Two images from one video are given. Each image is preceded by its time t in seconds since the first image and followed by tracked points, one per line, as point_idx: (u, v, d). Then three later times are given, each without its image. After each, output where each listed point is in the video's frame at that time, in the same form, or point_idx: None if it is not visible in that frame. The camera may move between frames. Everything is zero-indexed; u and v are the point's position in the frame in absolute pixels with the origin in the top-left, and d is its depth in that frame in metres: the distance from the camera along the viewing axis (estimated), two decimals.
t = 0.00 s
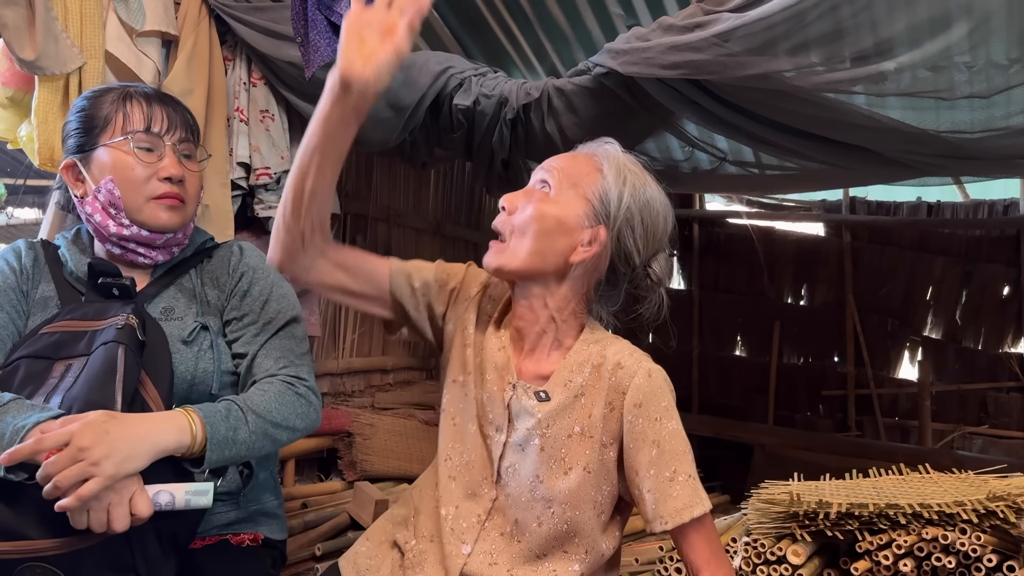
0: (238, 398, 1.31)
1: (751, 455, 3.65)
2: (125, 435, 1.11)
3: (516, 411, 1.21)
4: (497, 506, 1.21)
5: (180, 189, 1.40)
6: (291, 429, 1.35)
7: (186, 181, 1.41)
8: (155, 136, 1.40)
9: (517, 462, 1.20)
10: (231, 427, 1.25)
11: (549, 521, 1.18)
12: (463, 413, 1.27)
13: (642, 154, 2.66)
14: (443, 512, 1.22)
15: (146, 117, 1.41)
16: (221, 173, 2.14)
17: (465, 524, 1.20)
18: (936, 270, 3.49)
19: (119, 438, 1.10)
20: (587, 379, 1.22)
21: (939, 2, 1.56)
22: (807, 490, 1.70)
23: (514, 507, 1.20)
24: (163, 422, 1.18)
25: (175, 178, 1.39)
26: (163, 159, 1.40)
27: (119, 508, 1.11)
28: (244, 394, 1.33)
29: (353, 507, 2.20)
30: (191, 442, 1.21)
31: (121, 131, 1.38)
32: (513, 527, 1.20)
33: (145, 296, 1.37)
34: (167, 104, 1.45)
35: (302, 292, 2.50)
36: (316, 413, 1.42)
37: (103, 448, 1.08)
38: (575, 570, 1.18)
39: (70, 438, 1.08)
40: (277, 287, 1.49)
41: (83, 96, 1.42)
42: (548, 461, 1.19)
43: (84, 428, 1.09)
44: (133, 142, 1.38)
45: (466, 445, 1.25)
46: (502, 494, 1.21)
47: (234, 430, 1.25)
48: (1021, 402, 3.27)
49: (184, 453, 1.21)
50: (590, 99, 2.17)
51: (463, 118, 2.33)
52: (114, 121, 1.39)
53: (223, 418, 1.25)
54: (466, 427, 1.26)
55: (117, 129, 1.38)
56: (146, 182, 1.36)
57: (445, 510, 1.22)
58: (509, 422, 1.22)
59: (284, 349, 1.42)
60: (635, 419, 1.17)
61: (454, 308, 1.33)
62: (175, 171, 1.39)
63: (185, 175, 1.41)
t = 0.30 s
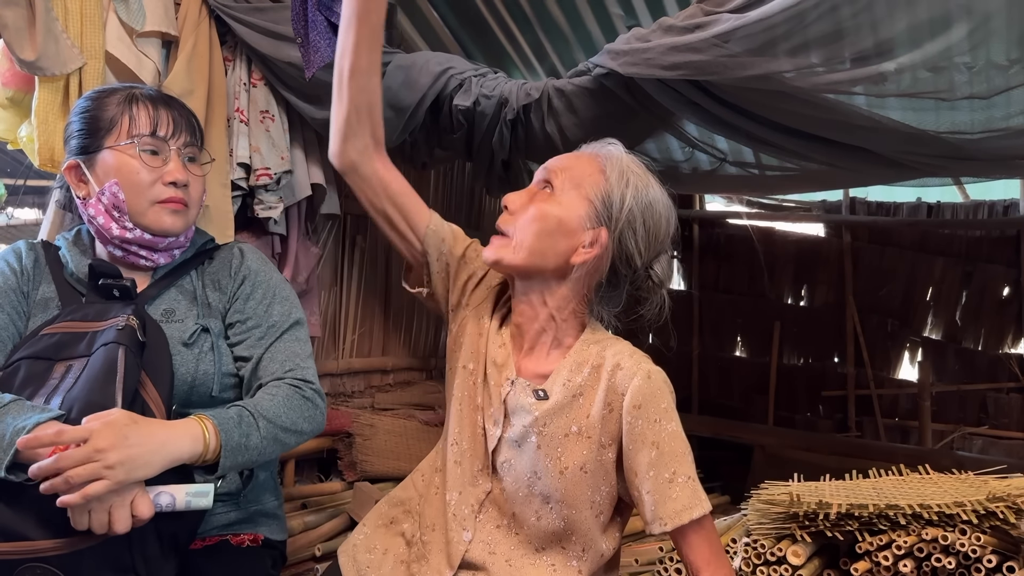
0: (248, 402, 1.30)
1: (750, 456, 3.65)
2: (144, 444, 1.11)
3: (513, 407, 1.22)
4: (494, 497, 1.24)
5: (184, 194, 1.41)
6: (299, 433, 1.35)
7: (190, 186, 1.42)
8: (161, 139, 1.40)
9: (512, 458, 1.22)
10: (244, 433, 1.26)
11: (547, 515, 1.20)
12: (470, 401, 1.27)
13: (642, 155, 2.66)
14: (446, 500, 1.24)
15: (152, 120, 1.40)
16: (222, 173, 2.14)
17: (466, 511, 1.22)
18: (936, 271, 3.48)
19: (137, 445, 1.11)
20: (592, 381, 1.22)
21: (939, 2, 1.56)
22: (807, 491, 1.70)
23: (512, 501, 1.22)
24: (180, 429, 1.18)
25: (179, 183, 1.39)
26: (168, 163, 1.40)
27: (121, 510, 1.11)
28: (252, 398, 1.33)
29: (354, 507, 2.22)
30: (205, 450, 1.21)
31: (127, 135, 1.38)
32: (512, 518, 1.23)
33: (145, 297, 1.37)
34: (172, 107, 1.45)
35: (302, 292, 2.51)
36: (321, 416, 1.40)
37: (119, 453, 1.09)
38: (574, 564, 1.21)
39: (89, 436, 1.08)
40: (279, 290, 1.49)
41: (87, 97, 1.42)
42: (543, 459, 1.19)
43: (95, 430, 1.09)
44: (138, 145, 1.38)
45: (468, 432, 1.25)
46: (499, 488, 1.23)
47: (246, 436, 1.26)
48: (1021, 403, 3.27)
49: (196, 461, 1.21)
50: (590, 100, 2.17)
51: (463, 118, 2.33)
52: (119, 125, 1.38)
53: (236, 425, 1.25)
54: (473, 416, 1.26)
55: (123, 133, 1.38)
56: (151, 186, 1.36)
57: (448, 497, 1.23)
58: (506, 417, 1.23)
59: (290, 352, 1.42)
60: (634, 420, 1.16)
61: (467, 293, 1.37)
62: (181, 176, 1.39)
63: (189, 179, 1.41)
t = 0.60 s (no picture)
0: (246, 407, 1.31)
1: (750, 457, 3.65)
2: (142, 448, 1.11)
3: (526, 405, 1.23)
4: (501, 494, 1.25)
5: (184, 196, 1.41)
6: (297, 437, 1.35)
7: (191, 188, 1.42)
8: (162, 141, 1.40)
9: (523, 455, 1.23)
10: (240, 438, 1.26)
11: (553, 514, 1.21)
12: (483, 397, 1.29)
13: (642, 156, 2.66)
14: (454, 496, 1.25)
15: (152, 122, 1.40)
16: (223, 174, 2.14)
17: (473, 506, 1.23)
18: (936, 271, 3.48)
19: (136, 451, 1.11)
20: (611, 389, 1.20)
21: (939, 3, 1.56)
22: (807, 492, 1.70)
23: (519, 500, 1.23)
24: (178, 434, 1.18)
25: (179, 186, 1.39)
26: (168, 165, 1.40)
27: (119, 514, 1.11)
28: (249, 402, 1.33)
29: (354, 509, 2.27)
30: (201, 455, 1.21)
31: (127, 137, 1.38)
32: (515, 515, 1.24)
33: (145, 299, 1.37)
34: (172, 109, 1.45)
35: (302, 293, 2.50)
36: (319, 419, 1.40)
37: (119, 458, 1.08)
38: (577, 566, 1.21)
39: (89, 441, 1.08)
40: (279, 292, 1.49)
41: (87, 98, 1.42)
42: (552, 458, 1.20)
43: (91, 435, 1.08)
44: (138, 147, 1.38)
45: (479, 429, 1.27)
46: (505, 484, 1.25)
47: (243, 441, 1.26)
48: (1021, 404, 3.27)
49: (193, 465, 1.21)
50: (590, 101, 2.17)
51: (463, 119, 2.33)
52: (120, 127, 1.38)
53: (233, 429, 1.25)
54: (485, 412, 1.28)
55: (123, 135, 1.38)
56: (151, 189, 1.37)
57: (457, 493, 1.25)
58: (519, 414, 1.25)
59: (290, 355, 1.42)
60: (646, 427, 1.16)
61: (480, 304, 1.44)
62: (181, 179, 1.39)
63: (189, 182, 1.41)
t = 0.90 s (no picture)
0: (244, 409, 1.30)
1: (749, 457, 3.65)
2: (140, 450, 1.11)
3: (509, 400, 1.27)
4: (489, 487, 1.29)
5: (185, 198, 1.41)
6: (295, 438, 1.35)
7: (191, 190, 1.42)
8: (163, 143, 1.40)
9: (507, 448, 1.27)
10: (239, 440, 1.26)
11: (538, 508, 1.23)
12: (476, 391, 1.36)
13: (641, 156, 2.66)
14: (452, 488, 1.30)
15: (154, 124, 1.40)
16: (222, 175, 2.14)
17: (468, 498, 1.28)
18: (935, 271, 3.48)
19: (136, 452, 1.11)
20: (595, 391, 1.19)
21: (938, 3, 1.56)
22: (806, 492, 1.70)
23: (502, 493, 1.26)
24: (177, 437, 1.18)
25: (181, 188, 1.39)
26: (170, 167, 1.40)
27: (119, 516, 1.11)
28: (248, 404, 1.33)
29: (353, 508, 2.26)
30: (200, 457, 1.21)
31: (128, 139, 1.38)
32: (499, 508, 1.27)
33: (145, 300, 1.38)
34: (173, 111, 1.45)
35: (301, 293, 2.50)
36: (318, 422, 1.40)
37: (118, 460, 1.09)
38: (564, 561, 1.20)
39: (88, 444, 1.07)
40: (278, 293, 1.49)
41: (87, 98, 1.41)
42: (531, 453, 1.22)
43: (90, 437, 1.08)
44: (139, 149, 1.37)
45: (471, 423, 1.33)
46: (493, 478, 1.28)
47: (241, 443, 1.26)
48: (1021, 404, 3.26)
49: (191, 467, 1.21)
50: (589, 101, 2.17)
51: (462, 119, 2.33)
52: (121, 129, 1.38)
53: (231, 431, 1.25)
54: (476, 406, 1.34)
55: (124, 136, 1.38)
56: (153, 190, 1.37)
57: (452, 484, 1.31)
58: (503, 411, 1.30)
59: (289, 356, 1.41)
60: (635, 432, 1.13)
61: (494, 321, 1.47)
62: (182, 181, 1.39)
63: (190, 184, 1.41)
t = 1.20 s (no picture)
0: (243, 411, 1.30)
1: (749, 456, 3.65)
2: (141, 451, 1.11)
3: (500, 399, 1.28)
4: (481, 484, 1.29)
5: (188, 200, 1.41)
6: (295, 440, 1.35)
7: (195, 193, 1.42)
8: (167, 145, 1.40)
9: (498, 446, 1.27)
10: (238, 441, 1.26)
11: (530, 506, 1.23)
12: (472, 389, 1.38)
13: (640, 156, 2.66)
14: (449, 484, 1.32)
15: (158, 125, 1.40)
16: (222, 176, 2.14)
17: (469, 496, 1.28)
18: (935, 271, 3.48)
19: (137, 453, 1.11)
20: (584, 389, 1.19)
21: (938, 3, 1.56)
22: (806, 492, 1.70)
23: (493, 491, 1.26)
24: (176, 438, 1.18)
25: (184, 189, 1.39)
26: (173, 169, 1.40)
27: (119, 518, 1.11)
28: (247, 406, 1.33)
29: (352, 508, 2.26)
30: (200, 459, 1.21)
31: (132, 139, 1.38)
32: (492, 506, 1.26)
33: (146, 300, 1.37)
34: (176, 112, 1.44)
35: (300, 293, 2.50)
36: (317, 423, 1.40)
37: (120, 462, 1.08)
38: (556, 558, 1.20)
39: (88, 445, 1.07)
40: (279, 295, 1.49)
41: (88, 99, 1.41)
42: (521, 451, 1.22)
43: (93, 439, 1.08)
44: (143, 150, 1.37)
45: (467, 418, 1.35)
46: (486, 476, 1.29)
47: (240, 444, 1.26)
48: (1020, 404, 3.26)
49: (191, 468, 1.21)
50: (589, 100, 2.17)
51: (462, 120, 2.33)
52: (125, 129, 1.38)
53: (230, 433, 1.25)
54: (473, 404, 1.36)
55: (128, 137, 1.38)
56: (156, 192, 1.37)
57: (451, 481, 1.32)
58: (495, 408, 1.30)
59: (288, 357, 1.41)
60: (626, 432, 1.13)
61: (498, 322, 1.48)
62: (185, 182, 1.40)
63: (194, 186, 1.41)
